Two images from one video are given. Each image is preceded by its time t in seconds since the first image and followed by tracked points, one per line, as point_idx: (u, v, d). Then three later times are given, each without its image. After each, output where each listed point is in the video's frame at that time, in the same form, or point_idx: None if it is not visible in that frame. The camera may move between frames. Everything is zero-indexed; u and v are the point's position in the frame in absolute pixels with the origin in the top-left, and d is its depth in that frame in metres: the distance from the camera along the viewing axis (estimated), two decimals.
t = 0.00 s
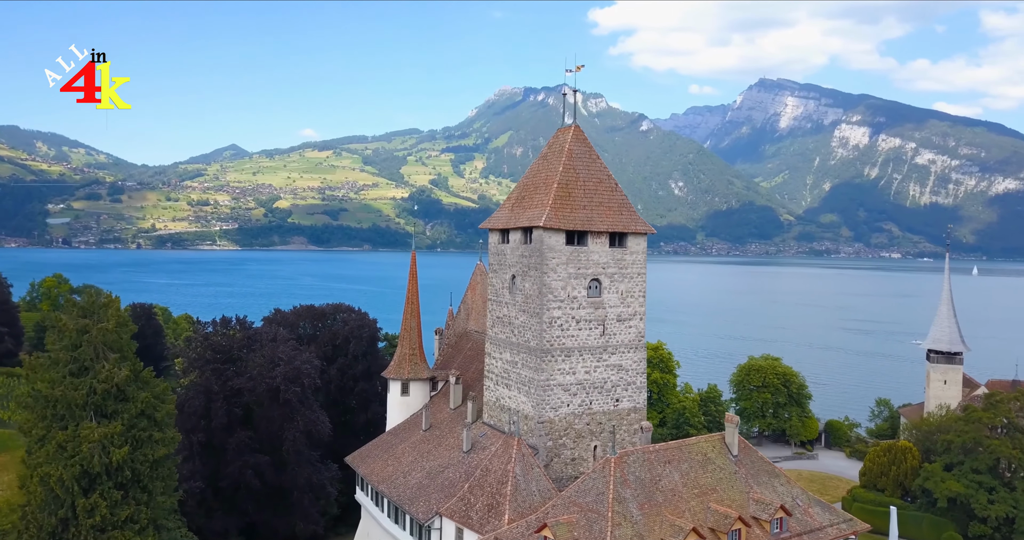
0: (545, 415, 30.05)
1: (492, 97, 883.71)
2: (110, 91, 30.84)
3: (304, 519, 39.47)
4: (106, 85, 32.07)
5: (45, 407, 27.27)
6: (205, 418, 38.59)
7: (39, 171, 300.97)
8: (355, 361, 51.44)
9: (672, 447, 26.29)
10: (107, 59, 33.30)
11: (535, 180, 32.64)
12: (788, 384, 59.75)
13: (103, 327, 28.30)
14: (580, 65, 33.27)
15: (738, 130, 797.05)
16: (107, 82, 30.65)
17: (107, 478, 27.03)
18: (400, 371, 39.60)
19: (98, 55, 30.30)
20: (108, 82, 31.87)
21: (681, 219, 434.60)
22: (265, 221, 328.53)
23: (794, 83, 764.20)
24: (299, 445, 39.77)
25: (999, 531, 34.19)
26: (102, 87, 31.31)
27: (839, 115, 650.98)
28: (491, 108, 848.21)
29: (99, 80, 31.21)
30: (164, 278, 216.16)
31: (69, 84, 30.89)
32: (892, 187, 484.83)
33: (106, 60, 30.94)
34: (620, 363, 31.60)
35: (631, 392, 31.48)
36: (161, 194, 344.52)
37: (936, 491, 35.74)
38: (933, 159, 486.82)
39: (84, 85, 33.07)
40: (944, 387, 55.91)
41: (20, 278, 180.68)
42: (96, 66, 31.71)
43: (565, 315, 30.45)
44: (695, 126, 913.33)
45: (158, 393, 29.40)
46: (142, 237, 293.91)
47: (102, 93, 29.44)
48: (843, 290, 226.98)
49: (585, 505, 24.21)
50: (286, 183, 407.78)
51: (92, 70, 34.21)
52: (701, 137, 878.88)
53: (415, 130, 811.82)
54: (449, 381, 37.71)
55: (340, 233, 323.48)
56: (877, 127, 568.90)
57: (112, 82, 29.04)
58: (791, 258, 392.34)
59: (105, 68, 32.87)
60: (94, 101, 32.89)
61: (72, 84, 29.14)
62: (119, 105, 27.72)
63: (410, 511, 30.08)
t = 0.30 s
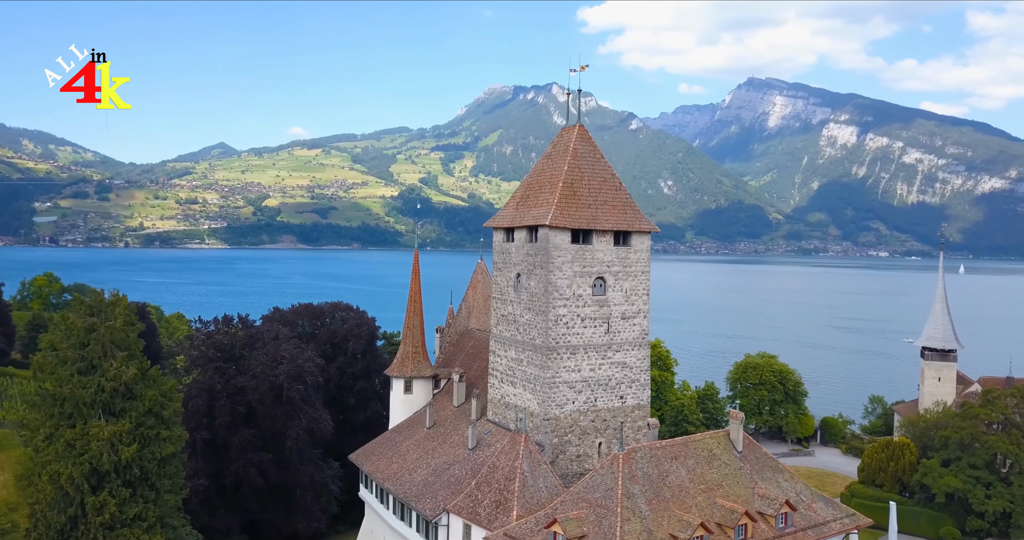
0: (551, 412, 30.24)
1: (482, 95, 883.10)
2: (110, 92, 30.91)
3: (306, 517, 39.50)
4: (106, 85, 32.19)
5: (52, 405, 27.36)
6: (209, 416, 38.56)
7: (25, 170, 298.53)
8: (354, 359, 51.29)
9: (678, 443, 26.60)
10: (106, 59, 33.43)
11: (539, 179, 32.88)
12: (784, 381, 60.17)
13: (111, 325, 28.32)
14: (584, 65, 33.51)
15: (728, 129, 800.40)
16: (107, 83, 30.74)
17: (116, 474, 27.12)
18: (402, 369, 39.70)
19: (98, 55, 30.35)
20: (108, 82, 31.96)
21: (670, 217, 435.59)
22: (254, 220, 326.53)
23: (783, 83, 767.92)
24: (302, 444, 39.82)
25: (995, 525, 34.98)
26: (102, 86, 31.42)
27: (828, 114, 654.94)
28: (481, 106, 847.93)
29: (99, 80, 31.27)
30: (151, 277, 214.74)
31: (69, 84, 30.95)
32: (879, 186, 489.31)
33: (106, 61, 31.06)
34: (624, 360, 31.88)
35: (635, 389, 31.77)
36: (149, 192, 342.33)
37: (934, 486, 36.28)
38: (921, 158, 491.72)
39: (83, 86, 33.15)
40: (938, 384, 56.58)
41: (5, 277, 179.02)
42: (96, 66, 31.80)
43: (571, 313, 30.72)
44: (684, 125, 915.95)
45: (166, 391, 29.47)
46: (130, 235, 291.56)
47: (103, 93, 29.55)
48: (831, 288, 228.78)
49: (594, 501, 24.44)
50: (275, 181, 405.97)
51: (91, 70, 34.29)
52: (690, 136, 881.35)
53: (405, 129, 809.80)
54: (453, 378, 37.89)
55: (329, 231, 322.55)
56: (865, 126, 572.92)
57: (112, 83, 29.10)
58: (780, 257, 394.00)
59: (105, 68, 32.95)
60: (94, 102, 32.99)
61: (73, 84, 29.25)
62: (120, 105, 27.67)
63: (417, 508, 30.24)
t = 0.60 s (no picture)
0: (556, 409, 30.51)
1: (472, 94, 882.21)
2: (111, 92, 30.58)
3: (308, 515, 39.66)
4: (105, 85, 31.94)
5: (59, 404, 27.42)
6: (212, 414, 38.66)
7: (12, 168, 296.05)
8: (353, 358, 51.30)
9: (683, 439, 26.93)
10: (106, 58, 33.17)
11: (543, 178, 33.11)
12: (782, 379, 60.59)
13: (119, 323, 28.46)
14: (588, 65, 33.67)
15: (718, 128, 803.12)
16: (107, 82, 30.40)
17: (124, 473, 27.21)
18: (406, 367, 39.83)
19: (97, 54, 30.13)
20: (108, 82, 31.66)
21: (662, 216, 436.55)
22: (243, 218, 323.48)
23: (773, 82, 771.15)
24: (304, 441, 39.85)
25: (993, 520, 35.41)
26: (102, 86, 31.21)
27: (817, 113, 658.79)
28: (471, 105, 846.97)
29: (99, 80, 31.05)
30: (140, 276, 213.35)
31: (68, 85, 30.74)
32: (869, 185, 493.04)
33: (105, 60, 30.73)
34: (628, 358, 32.16)
35: (639, 386, 32.06)
36: (138, 191, 340.26)
37: (932, 481, 36.63)
38: (909, 157, 496.33)
39: (83, 86, 32.95)
40: (933, 381, 57.10)
41: None
42: (96, 66, 31.50)
43: (575, 310, 30.96)
44: (675, 124, 918.27)
45: (172, 390, 29.56)
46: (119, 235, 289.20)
47: (102, 93, 29.24)
48: (820, 287, 230.25)
49: (601, 497, 24.75)
50: (265, 180, 404.28)
51: (91, 69, 34.06)
52: (680, 135, 883.57)
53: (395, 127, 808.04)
54: (455, 377, 38.07)
55: (320, 230, 321.64)
56: (854, 126, 576.89)
57: (111, 82, 28.75)
58: (770, 256, 395.98)
59: (105, 67, 32.73)
60: (94, 102, 32.80)
61: (72, 84, 28.97)
62: (119, 105, 27.23)
63: (423, 505, 30.43)
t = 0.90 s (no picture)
0: (561, 406, 30.81)
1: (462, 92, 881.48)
2: (112, 92, 30.67)
3: (311, 512, 39.82)
4: (105, 85, 32.11)
5: (68, 402, 27.50)
6: (216, 413, 38.81)
7: None
8: (353, 356, 51.39)
9: (689, 436, 27.31)
10: (105, 58, 33.32)
11: (547, 177, 33.43)
12: (777, 376, 61.09)
13: (129, 321, 28.59)
14: (591, 65, 33.98)
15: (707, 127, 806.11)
16: (107, 82, 30.51)
17: (134, 471, 27.32)
18: (409, 365, 40.02)
19: (97, 55, 30.27)
20: (108, 82, 31.80)
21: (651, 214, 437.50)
22: (231, 217, 320.64)
23: (762, 82, 774.35)
24: (307, 439, 39.96)
25: (989, 514, 36.00)
26: (102, 87, 31.36)
27: (805, 112, 662.27)
28: (461, 103, 846.46)
29: (99, 80, 31.17)
30: (127, 275, 211.84)
31: (69, 85, 30.88)
32: (856, 184, 496.73)
33: (105, 60, 30.85)
34: (631, 355, 32.48)
35: (642, 383, 32.41)
36: (126, 189, 338.24)
37: (929, 476, 37.23)
38: (896, 156, 500.02)
39: (83, 86, 33.06)
40: (927, 378, 57.69)
41: None
42: (96, 66, 31.66)
43: (580, 309, 31.25)
44: (664, 122, 920.57)
45: (180, 388, 29.72)
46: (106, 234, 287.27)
47: (102, 93, 29.35)
48: (809, 285, 231.97)
49: (610, 493, 25.12)
50: (254, 178, 402.60)
51: (91, 69, 34.18)
52: (669, 133, 885.92)
53: (384, 125, 805.59)
54: (459, 374, 38.28)
55: (309, 228, 321.10)
56: (841, 125, 580.80)
57: (111, 83, 28.82)
58: (759, 254, 398.05)
59: (105, 67, 32.85)
60: (94, 102, 32.93)
61: (73, 85, 29.10)
62: (121, 106, 27.29)
63: (430, 501, 30.68)
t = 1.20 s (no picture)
0: (565, 403, 31.15)
1: (452, 91, 880.83)
2: (111, 92, 31.00)
3: (313, 510, 40.08)
4: (105, 85, 32.57)
5: (77, 400, 27.62)
6: (220, 412, 39.06)
7: None
8: (351, 354, 51.46)
9: (694, 432, 27.69)
10: (105, 58, 33.71)
11: (551, 176, 33.72)
12: (774, 374, 61.63)
13: (138, 320, 28.80)
14: (594, 65, 34.36)
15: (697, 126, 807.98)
16: (107, 83, 30.92)
17: (142, 468, 27.43)
18: (412, 363, 40.19)
19: (98, 55, 30.60)
20: (108, 82, 32.21)
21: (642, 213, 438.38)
22: (221, 216, 318.73)
23: (751, 81, 777.16)
24: (309, 437, 40.14)
25: (984, 509, 36.60)
26: (102, 86, 31.75)
27: (794, 112, 665.94)
28: (451, 102, 846.36)
29: (99, 80, 31.53)
30: (116, 274, 210.69)
31: (69, 85, 31.22)
32: (845, 183, 499.96)
33: (105, 61, 31.23)
34: (634, 353, 32.82)
35: (645, 380, 32.78)
36: (114, 188, 336.54)
37: (927, 472, 37.75)
38: (884, 156, 503.54)
39: (83, 86, 33.47)
40: (920, 375, 58.31)
41: None
42: (96, 66, 32.04)
43: (584, 307, 31.57)
44: (653, 121, 922.03)
45: (187, 385, 29.84)
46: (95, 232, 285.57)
47: (102, 93, 29.78)
48: (797, 283, 233.73)
49: (616, 488, 25.47)
50: (243, 177, 401.33)
51: (91, 69, 34.48)
52: (659, 133, 887.57)
53: (374, 124, 803.45)
54: (461, 372, 38.49)
55: (299, 227, 320.02)
56: (830, 124, 584.49)
57: (111, 83, 29.23)
58: (748, 253, 399.64)
59: (105, 68, 33.25)
60: (93, 102, 33.34)
61: (72, 84, 29.51)
62: (120, 105, 27.66)
63: (436, 497, 30.93)
